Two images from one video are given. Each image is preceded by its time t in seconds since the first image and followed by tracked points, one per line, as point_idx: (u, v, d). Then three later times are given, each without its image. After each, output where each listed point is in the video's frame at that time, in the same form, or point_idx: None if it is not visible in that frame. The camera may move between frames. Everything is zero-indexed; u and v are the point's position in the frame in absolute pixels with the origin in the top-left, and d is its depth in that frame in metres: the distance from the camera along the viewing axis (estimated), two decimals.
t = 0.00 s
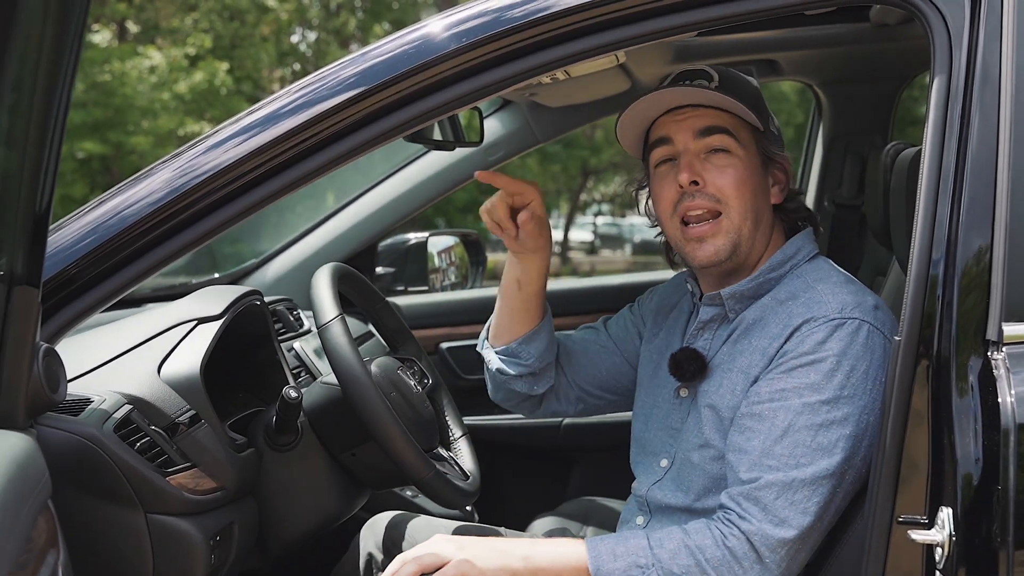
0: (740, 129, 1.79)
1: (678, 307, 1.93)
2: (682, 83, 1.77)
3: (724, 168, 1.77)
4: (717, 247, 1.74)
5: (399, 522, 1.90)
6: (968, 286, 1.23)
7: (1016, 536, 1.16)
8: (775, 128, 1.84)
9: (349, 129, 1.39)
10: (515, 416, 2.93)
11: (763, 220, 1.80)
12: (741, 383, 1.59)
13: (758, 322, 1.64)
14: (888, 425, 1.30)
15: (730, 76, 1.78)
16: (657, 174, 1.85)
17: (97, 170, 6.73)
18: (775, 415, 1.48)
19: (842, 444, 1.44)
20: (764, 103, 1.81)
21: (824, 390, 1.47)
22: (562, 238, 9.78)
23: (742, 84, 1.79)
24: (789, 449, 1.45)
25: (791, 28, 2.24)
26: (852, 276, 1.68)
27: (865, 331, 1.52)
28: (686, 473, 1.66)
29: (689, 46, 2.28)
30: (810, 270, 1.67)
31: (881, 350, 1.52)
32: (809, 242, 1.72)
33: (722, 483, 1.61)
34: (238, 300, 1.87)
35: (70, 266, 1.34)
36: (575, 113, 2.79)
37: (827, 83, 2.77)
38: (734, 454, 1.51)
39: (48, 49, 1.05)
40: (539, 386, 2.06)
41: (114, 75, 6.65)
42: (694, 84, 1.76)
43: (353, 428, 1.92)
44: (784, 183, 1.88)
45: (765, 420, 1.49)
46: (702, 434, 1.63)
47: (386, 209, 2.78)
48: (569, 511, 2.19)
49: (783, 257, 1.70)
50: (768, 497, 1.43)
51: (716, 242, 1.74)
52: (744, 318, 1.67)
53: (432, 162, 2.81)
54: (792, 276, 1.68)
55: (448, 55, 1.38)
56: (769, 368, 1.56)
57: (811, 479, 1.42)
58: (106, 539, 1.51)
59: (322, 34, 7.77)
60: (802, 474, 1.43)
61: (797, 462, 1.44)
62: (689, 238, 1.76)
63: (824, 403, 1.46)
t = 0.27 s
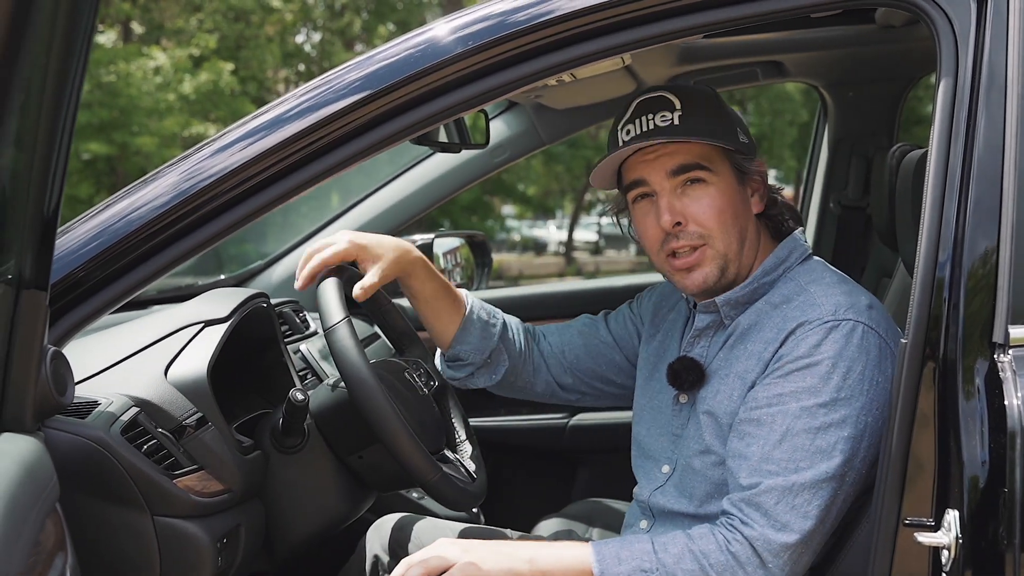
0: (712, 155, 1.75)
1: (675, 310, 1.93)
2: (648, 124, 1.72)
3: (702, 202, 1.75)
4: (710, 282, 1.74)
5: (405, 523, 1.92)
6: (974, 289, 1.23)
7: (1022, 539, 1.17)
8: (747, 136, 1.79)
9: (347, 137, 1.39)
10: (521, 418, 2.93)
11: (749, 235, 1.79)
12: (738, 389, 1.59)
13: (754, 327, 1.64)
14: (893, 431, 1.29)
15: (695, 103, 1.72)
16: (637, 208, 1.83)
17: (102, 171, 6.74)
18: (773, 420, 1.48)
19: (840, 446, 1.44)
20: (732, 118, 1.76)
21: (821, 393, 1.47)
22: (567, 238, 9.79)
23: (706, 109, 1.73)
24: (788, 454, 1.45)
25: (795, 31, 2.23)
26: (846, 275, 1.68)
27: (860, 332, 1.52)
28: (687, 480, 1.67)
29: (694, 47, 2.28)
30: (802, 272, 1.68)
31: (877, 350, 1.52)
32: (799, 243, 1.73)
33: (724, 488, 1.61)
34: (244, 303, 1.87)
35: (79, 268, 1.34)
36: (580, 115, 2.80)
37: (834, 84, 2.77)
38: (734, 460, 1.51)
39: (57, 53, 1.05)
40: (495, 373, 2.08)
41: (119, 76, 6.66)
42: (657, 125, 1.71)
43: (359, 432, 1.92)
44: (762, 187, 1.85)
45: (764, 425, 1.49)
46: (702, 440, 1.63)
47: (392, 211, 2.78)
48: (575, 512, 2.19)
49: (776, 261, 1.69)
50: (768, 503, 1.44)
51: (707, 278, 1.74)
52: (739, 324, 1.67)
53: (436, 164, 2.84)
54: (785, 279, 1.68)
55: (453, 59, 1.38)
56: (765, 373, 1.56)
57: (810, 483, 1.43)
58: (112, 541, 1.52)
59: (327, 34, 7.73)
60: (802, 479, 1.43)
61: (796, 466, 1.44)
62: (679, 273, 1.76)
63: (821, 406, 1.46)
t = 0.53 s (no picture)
0: (695, 164, 1.75)
1: (663, 318, 1.91)
2: (630, 133, 1.72)
3: (685, 212, 1.74)
4: (694, 292, 1.73)
5: (408, 523, 1.92)
6: (976, 290, 1.22)
7: None
8: (730, 143, 1.78)
9: (345, 140, 1.40)
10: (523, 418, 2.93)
11: (735, 244, 1.79)
12: (728, 398, 1.59)
13: (741, 333, 1.64)
14: (898, 428, 1.29)
15: (677, 112, 1.72)
16: (620, 219, 1.83)
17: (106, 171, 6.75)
18: (766, 427, 1.48)
19: (833, 452, 1.44)
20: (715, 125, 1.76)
21: (812, 399, 1.47)
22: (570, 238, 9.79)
23: (688, 118, 1.72)
24: (781, 461, 1.45)
25: (799, 31, 2.23)
26: (832, 276, 1.68)
27: (847, 335, 1.52)
28: (682, 488, 1.67)
29: (696, 48, 2.28)
30: (787, 274, 1.67)
31: (866, 353, 1.52)
32: (785, 245, 1.72)
33: (718, 495, 1.62)
34: (247, 303, 1.87)
35: (82, 268, 1.35)
36: (583, 115, 2.80)
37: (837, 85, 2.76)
38: (728, 468, 1.51)
39: (59, 53, 1.05)
40: (491, 390, 2.04)
41: (123, 76, 6.67)
42: (639, 134, 1.71)
43: (361, 433, 1.91)
44: (746, 193, 1.83)
45: (756, 433, 1.49)
46: (695, 448, 1.64)
47: (394, 211, 2.78)
48: (578, 512, 2.19)
49: (759, 265, 1.69)
50: (766, 511, 1.44)
51: (692, 288, 1.73)
52: (726, 330, 1.66)
53: (438, 164, 2.84)
54: (771, 284, 1.67)
55: (455, 59, 1.38)
56: (754, 380, 1.56)
57: (805, 490, 1.43)
58: (114, 541, 1.53)
59: (331, 34, 7.74)
60: (797, 486, 1.43)
61: (790, 473, 1.44)
62: (664, 283, 1.76)
63: (813, 412, 1.46)
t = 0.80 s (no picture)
0: (714, 159, 1.74)
1: (670, 317, 1.92)
2: (651, 121, 1.72)
3: (699, 205, 1.74)
4: (700, 285, 1.73)
5: (408, 522, 1.91)
6: (977, 289, 1.22)
7: None
8: (750, 143, 1.79)
9: (346, 140, 1.40)
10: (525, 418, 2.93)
11: (745, 242, 1.79)
12: (735, 398, 1.59)
13: (749, 334, 1.63)
14: (899, 430, 1.27)
15: (700, 106, 1.72)
16: (632, 206, 1.82)
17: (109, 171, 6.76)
18: (772, 429, 1.48)
19: (839, 455, 1.44)
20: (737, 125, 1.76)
21: (818, 402, 1.47)
22: (572, 238, 9.79)
23: (711, 112, 1.72)
24: (786, 463, 1.45)
25: (801, 31, 2.23)
26: (840, 278, 1.68)
27: (855, 338, 1.52)
28: (686, 487, 1.66)
29: (699, 48, 2.28)
30: (796, 275, 1.67)
31: (873, 356, 1.51)
32: (794, 245, 1.72)
33: (722, 495, 1.61)
34: (249, 302, 1.87)
35: (84, 267, 1.35)
36: (585, 115, 2.80)
37: (840, 85, 2.76)
38: (733, 469, 1.51)
39: (60, 54, 1.05)
40: (496, 387, 2.04)
41: (126, 75, 6.68)
42: (662, 123, 1.71)
43: (363, 433, 1.92)
44: (761, 193, 1.84)
45: (762, 434, 1.49)
46: (700, 448, 1.63)
47: (397, 211, 2.79)
48: (580, 512, 2.19)
49: (769, 265, 1.69)
50: (769, 513, 1.44)
51: (698, 280, 1.73)
52: (734, 330, 1.66)
53: (441, 163, 2.84)
54: (779, 285, 1.67)
55: (457, 59, 1.38)
56: (761, 382, 1.56)
57: (810, 492, 1.43)
58: (116, 539, 1.53)
59: (334, 34, 7.76)
60: (801, 488, 1.43)
61: (795, 475, 1.45)
62: (671, 273, 1.76)
63: (819, 415, 1.46)
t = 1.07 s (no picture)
0: (730, 158, 1.70)
1: (687, 312, 1.92)
2: (682, 108, 1.74)
3: (704, 202, 1.71)
4: (692, 280, 1.73)
5: (408, 521, 1.91)
6: (979, 288, 1.22)
7: None
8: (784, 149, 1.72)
9: (350, 138, 1.40)
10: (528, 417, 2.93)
11: (753, 248, 1.73)
12: (748, 397, 1.59)
13: (766, 334, 1.64)
14: (899, 428, 1.28)
15: (734, 99, 1.70)
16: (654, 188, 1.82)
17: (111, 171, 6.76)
18: (783, 431, 1.48)
19: (849, 461, 1.44)
20: (772, 126, 1.71)
21: (831, 406, 1.47)
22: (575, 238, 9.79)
23: (740, 111, 1.69)
24: (796, 466, 1.45)
25: (804, 31, 2.23)
26: (861, 283, 1.68)
27: (872, 345, 1.52)
28: (696, 484, 1.66)
29: (701, 47, 2.28)
30: (818, 279, 1.66)
31: (889, 364, 1.51)
32: (817, 249, 1.71)
33: (731, 493, 1.61)
34: (250, 302, 1.88)
35: (86, 266, 1.35)
36: (587, 115, 2.80)
37: (842, 84, 2.76)
38: (742, 468, 1.50)
39: (61, 53, 1.05)
40: (513, 403, 2.05)
41: (129, 75, 6.69)
42: (689, 113, 1.72)
43: (365, 431, 1.93)
44: (790, 203, 1.75)
45: (773, 436, 1.49)
46: (711, 445, 1.63)
47: (399, 210, 2.79)
48: (582, 511, 2.19)
49: (790, 266, 1.68)
50: (776, 515, 1.44)
51: (690, 275, 1.72)
52: (751, 329, 1.66)
53: (444, 162, 2.84)
54: (801, 287, 1.66)
55: (459, 59, 1.39)
56: (775, 384, 1.56)
57: (817, 497, 1.43)
58: (118, 537, 1.53)
59: (337, 34, 7.77)
60: (809, 492, 1.43)
61: (804, 479, 1.45)
62: (670, 262, 1.75)
63: (832, 419, 1.46)
